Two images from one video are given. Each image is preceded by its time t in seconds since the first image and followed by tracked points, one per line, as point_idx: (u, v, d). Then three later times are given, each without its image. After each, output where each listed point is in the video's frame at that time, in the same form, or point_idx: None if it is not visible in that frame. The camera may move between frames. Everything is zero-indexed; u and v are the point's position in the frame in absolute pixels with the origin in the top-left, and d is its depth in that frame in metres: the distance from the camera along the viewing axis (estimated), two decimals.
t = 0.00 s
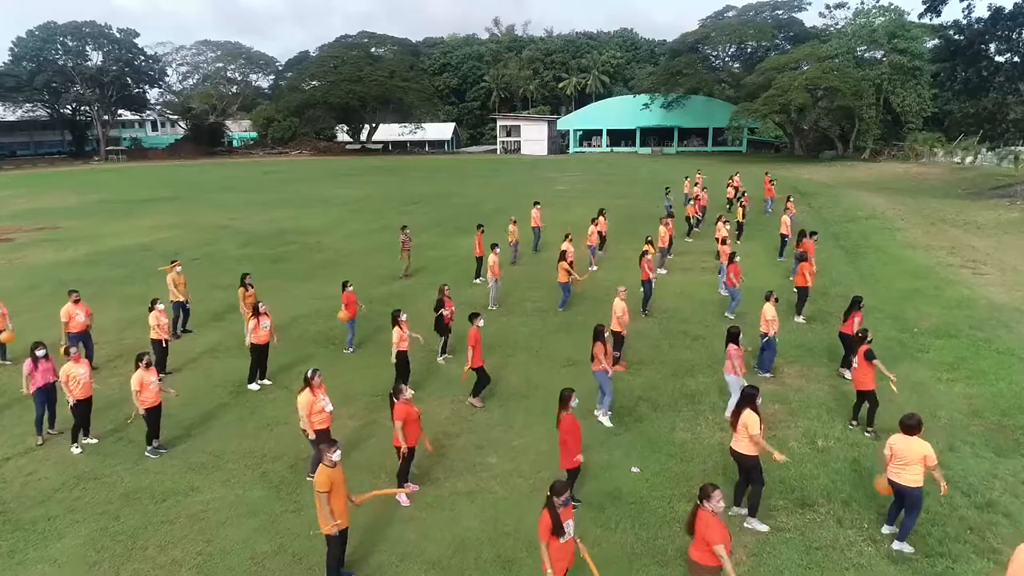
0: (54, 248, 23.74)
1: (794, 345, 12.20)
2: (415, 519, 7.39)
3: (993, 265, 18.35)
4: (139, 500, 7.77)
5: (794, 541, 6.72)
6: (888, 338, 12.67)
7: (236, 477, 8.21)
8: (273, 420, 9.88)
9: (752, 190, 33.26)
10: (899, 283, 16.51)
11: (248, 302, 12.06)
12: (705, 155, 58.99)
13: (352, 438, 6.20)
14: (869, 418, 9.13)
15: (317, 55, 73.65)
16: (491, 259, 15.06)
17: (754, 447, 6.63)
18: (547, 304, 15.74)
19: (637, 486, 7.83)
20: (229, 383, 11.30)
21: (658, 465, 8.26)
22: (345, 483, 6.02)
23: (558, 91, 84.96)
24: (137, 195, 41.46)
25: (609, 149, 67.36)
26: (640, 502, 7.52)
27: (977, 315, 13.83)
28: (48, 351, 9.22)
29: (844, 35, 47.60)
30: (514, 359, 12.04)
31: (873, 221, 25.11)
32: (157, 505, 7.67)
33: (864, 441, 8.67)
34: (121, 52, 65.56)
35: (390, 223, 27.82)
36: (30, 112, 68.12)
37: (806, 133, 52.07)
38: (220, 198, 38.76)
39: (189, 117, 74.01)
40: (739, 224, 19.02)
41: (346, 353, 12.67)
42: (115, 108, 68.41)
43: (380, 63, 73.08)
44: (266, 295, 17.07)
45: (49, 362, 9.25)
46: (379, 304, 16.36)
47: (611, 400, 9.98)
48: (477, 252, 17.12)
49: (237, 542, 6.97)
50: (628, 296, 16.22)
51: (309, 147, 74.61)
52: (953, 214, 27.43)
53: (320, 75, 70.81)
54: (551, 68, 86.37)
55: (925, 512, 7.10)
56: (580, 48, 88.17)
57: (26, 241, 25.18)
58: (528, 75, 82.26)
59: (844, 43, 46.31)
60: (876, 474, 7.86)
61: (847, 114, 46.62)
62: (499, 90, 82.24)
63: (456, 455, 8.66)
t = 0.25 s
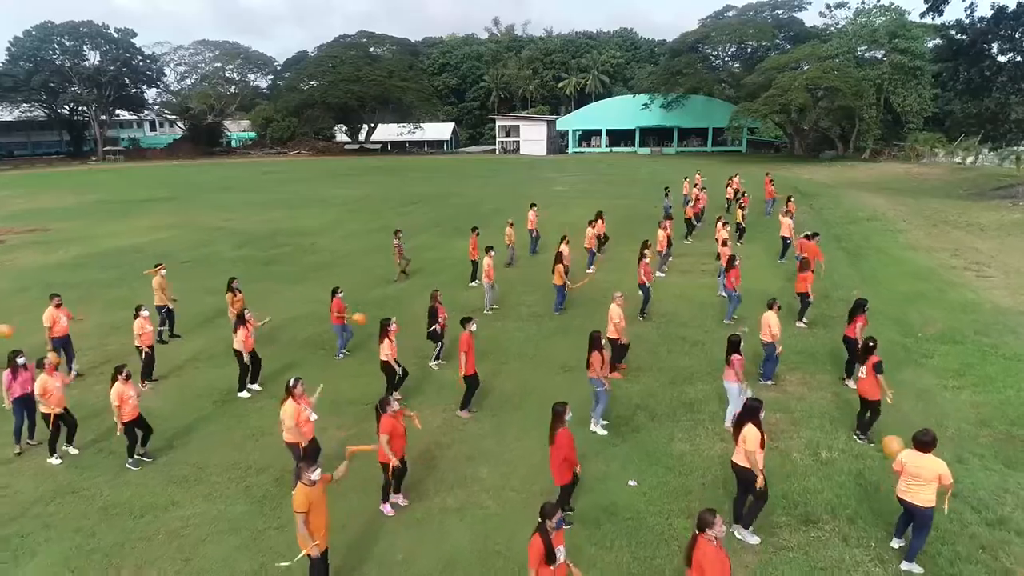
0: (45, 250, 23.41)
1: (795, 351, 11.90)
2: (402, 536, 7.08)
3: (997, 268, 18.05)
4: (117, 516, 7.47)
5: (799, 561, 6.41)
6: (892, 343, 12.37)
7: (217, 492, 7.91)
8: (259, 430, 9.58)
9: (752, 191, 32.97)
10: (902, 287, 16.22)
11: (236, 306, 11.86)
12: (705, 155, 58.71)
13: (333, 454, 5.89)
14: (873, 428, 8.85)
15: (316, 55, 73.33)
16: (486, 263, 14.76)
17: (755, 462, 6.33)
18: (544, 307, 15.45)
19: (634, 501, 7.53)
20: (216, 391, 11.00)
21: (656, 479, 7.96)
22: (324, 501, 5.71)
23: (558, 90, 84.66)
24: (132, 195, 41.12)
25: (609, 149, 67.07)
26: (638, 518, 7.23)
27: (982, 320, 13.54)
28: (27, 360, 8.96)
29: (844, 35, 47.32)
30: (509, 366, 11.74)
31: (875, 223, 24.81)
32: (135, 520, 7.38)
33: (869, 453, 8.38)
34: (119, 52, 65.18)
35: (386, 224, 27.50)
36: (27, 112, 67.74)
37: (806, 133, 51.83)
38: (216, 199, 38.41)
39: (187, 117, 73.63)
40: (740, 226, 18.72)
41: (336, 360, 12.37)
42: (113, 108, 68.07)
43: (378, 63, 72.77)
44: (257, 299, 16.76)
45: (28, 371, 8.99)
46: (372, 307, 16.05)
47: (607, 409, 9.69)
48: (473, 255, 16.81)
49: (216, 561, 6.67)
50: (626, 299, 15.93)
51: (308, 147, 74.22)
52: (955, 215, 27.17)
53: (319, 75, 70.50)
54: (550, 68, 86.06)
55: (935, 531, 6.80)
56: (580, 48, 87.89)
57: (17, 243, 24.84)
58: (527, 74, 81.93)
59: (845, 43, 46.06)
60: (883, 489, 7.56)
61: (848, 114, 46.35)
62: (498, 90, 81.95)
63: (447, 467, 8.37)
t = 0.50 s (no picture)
0: (37, 252, 23.12)
1: (797, 358, 11.60)
2: (388, 555, 6.78)
3: (1002, 271, 17.74)
4: (93, 532, 7.20)
5: None
6: (896, 349, 12.06)
7: (198, 507, 7.62)
8: (244, 440, 9.28)
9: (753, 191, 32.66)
10: (905, 290, 15.90)
11: (225, 310, 11.59)
12: (705, 155, 58.40)
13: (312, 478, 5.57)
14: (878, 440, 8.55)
15: (314, 55, 73.00)
16: (481, 266, 14.46)
17: (758, 484, 6.01)
18: (540, 311, 15.15)
19: (631, 517, 7.24)
20: (202, 399, 10.70)
21: (654, 493, 7.66)
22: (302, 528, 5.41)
23: (558, 90, 84.33)
24: (129, 196, 40.81)
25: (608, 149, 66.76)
26: (634, 535, 6.94)
27: (988, 325, 13.23)
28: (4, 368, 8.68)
29: (845, 34, 46.99)
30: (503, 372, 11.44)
31: (877, 224, 24.49)
32: (111, 538, 7.09)
33: (874, 466, 8.09)
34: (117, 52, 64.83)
35: (382, 226, 27.19)
36: (25, 112, 67.41)
37: (807, 133, 51.49)
38: (212, 199, 38.10)
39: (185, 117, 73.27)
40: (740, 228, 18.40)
41: (327, 366, 12.07)
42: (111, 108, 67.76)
43: (377, 63, 72.45)
44: (250, 302, 16.46)
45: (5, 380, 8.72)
46: (366, 310, 15.74)
47: (603, 419, 9.40)
48: (468, 257, 16.51)
49: None
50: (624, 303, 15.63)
51: (307, 146, 73.81)
52: (958, 216, 26.83)
53: (317, 75, 70.18)
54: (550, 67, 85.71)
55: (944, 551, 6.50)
56: (580, 48, 87.57)
57: (10, 245, 24.55)
58: (527, 74, 81.58)
59: (845, 42, 45.78)
60: (889, 505, 7.27)
61: (849, 113, 46.07)
62: (498, 89, 81.65)
63: (437, 481, 8.08)
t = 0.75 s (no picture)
0: (28, 254, 22.80)
1: (799, 364, 11.29)
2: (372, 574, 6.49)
3: (1007, 273, 17.45)
4: (65, 551, 6.90)
5: None
6: (900, 355, 11.77)
7: (176, 523, 7.32)
8: (227, 451, 8.98)
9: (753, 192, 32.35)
10: (909, 293, 15.61)
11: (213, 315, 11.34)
12: (705, 155, 58.09)
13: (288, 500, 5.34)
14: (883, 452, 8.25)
15: (313, 54, 72.71)
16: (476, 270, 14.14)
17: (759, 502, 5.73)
18: (536, 315, 14.85)
19: (627, 535, 6.94)
20: (186, 407, 10.40)
21: (651, 509, 7.37)
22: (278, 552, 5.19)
23: (558, 90, 84.00)
24: (125, 196, 40.48)
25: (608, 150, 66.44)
26: (630, 554, 6.65)
27: (994, 329, 12.92)
28: None
29: (846, 33, 46.68)
30: (497, 379, 11.14)
31: (879, 225, 24.19)
32: (84, 556, 6.80)
33: (879, 480, 7.78)
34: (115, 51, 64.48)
35: (378, 227, 26.86)
36: (23, 112, 67.04)
37: (807, 133, 51.20)
38: (208, 200, 37.76)
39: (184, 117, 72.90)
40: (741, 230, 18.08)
41: (316, 373, 11.77)
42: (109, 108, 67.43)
43: (377, 63, 72.15)
44: (241, 306, 16.16)
45: None
46: (358, 314, 15.43)
47: (599, 429, 9.11)
48: (463, 260, 16.20)
49: None
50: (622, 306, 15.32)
51: (306, 146, 73.35)
52: (961, 217, 26.53)
53: (316, 75, 69.87)
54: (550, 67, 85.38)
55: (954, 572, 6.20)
56: (580, 47, 87.25)
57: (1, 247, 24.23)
58: (527, 74, 81.23)
59: (847, 42, 45.50)
60: (897, 522, 6.95)
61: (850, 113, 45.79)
62: (498, 89, 81.36)
63: (426, 495, 7.78)
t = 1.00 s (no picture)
0: (19, 256, 22.47)
1: (802, 372, 10.98)
2: None
3: (1012, 276, 17.15)
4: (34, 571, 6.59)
5: None
6: (906, 362, 11.46)
7: (153, 541, 7.02)
8: (210, 463, 8.68)
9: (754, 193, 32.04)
10: (913, 297, 15.29)
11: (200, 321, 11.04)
12: (705, 155, 57.79)
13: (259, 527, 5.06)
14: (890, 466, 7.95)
15: (312, 54, 72.38)
16: (471, 274, 13.82)
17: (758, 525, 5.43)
18: (533, 320, 14.53)
19: (624, 555, 6.63)
20: (171, 416, 10.10)
21: (648, 526, 7.06)
22: None
23: (557, 90, 83.66)
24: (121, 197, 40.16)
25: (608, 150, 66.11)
26: None
27: (1001, 335, 12.62)
28: None
29: (847, 33, 46.37)
30: (491, 387, 10.83)
31: (880, 227, 23.89)
32: None
33: (886, 495, 7.48)
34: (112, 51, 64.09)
35: (375, 228, 26.53)
36: (20, 112, 66.69)
37: (808, 133, 50.92)
38: (205, 201, 37.43)
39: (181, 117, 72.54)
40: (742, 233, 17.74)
41: (306, 380, 11.46)
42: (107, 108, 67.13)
43: (375, 63, 71.82)
44: (232, 310, 15.84)
45: None
46: (351, 319, 15.11)
47: (595, 440, 8.81)
48: (459, 263, 15.88)
49: None
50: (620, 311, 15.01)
51: (305, 146, 72.71)
52: (963, 218, 26.24)
53: (314, 75, 69.53)
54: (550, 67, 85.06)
55: None
56: (579, 47, 86.94)
57: None
58: (526, 74, 80.88)
59: (847, 41, 45.22)
60: (905, 542, 6.64)
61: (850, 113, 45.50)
62: (497, 89, 81.08)
63: (414, 511, 7.49)
